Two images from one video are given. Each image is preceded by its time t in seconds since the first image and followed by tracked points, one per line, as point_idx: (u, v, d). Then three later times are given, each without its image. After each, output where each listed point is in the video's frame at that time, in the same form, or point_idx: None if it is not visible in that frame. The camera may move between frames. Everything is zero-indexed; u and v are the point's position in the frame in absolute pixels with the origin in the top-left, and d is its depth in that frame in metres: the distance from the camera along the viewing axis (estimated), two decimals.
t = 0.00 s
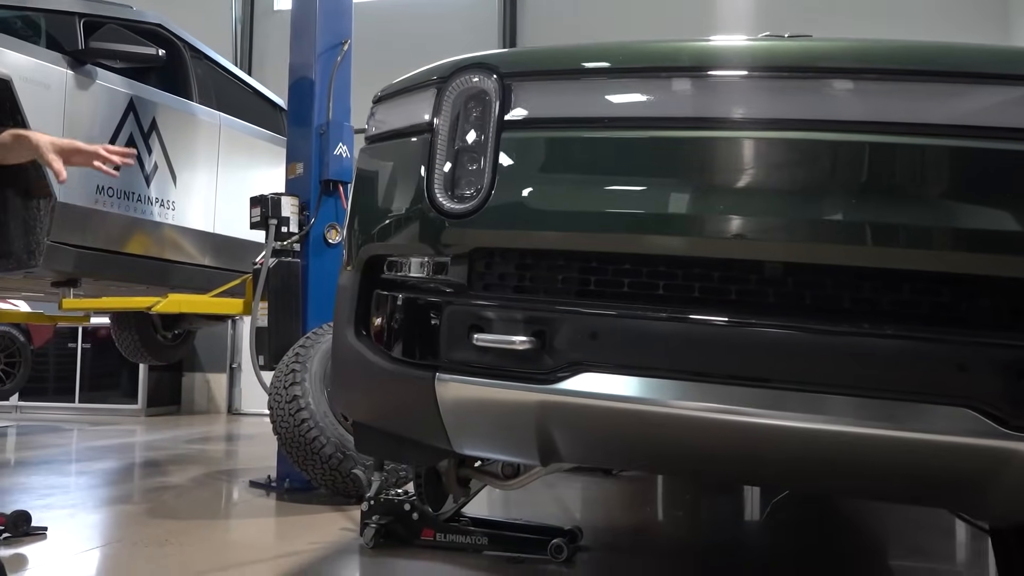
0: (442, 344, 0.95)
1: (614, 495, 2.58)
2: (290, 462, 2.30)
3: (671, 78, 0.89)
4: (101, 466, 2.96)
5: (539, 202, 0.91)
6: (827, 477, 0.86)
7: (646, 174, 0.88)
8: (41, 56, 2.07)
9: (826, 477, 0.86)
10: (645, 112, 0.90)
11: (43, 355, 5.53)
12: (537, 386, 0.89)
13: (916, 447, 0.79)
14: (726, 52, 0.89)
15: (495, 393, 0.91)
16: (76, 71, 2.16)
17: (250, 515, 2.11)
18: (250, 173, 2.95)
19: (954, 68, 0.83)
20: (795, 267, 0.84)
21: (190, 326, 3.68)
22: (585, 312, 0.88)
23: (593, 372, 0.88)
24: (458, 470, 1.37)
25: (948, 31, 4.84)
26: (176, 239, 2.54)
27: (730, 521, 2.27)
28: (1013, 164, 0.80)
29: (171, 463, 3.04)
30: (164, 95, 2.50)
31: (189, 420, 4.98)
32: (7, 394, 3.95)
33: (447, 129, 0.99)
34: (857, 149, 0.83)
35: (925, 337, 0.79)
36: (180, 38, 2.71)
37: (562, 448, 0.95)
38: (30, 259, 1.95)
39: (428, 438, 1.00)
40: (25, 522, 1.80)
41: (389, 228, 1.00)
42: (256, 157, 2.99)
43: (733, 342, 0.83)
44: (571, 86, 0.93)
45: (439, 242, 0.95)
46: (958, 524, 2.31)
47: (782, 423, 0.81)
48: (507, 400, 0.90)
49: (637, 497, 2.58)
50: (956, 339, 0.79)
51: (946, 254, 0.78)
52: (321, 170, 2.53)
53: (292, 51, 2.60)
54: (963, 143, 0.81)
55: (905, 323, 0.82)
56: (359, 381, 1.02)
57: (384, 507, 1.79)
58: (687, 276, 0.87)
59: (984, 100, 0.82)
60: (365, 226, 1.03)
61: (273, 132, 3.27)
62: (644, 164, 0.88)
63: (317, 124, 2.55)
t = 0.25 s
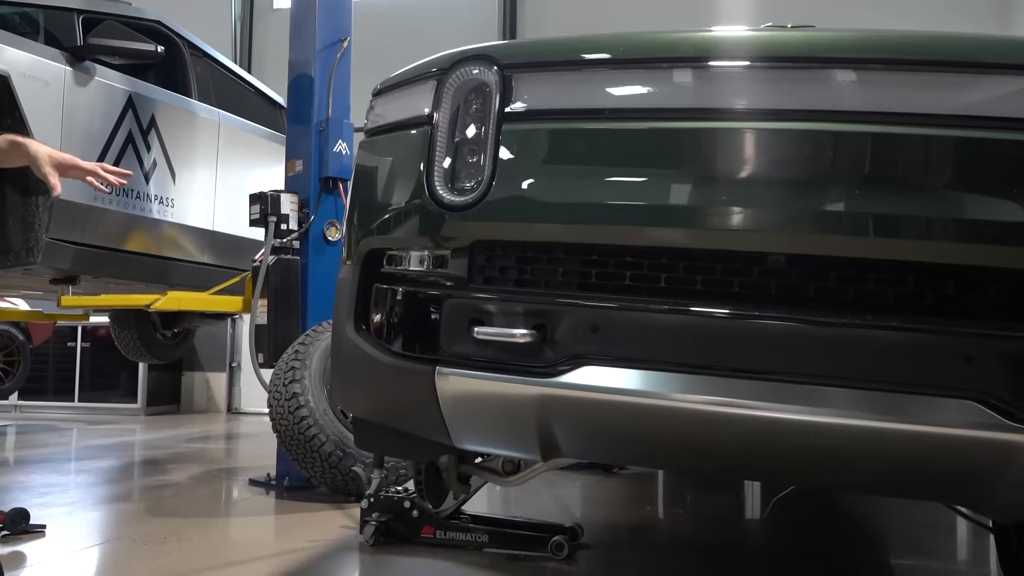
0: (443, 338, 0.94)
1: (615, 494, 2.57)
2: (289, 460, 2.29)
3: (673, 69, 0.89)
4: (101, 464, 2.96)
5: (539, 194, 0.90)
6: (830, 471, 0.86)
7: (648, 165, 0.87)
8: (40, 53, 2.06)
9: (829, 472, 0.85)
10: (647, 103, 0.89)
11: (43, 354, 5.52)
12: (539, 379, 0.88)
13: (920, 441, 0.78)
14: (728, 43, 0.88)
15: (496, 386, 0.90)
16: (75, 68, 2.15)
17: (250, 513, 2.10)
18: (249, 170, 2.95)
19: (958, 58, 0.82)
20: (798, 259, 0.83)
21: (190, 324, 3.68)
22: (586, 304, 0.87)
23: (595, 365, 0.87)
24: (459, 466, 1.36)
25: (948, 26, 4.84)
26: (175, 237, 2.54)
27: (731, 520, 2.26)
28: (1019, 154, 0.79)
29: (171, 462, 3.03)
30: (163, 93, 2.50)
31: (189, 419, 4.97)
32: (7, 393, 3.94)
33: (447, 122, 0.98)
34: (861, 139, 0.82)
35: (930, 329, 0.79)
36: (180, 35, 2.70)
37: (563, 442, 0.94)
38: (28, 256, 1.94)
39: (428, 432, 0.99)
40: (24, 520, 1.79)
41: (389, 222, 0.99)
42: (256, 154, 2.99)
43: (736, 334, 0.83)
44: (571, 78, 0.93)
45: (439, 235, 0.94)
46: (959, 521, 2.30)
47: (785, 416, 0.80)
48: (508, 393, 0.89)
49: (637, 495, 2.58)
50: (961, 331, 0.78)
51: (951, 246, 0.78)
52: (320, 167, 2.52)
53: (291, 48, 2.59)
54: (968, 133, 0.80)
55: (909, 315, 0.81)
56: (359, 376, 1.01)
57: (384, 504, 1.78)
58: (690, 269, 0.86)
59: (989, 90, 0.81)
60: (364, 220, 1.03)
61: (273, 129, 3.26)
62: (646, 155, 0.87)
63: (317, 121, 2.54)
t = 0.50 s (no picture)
0: (443, 329, 0.93)
1: (615, 491, 2.56)
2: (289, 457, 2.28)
3: (675, 56, 0.88)
4: (100, 461, 2.95)
5: (541, 183, 0.89)
6: (834, 463, 0.85)
7: (651, 153, 0.86)
8: (39, 47, 2.05)
9: (834, 464, 0.84)
10: (649, 91, 0.88)
11: (42, 353, 5.52)
12: (541, 370, 0.87)
13: (926, 431, 0.77)
14: (731, 30, 0.87)
15: (498, 377, 0.89)
16: (74, 63, 2.14)
17: (249, 510, 2.09)
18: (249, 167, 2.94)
19: (965, 44, 0.81)
20: (803, 247, 0.82)
21: (190, 322, 3.67)
22: (588, 294, 0.87)
23: (597, 355, 0.86)
24: (459, 461, 1.35)
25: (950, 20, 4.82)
26: (174, 233, 2.53)
27: (732, 518, 2.25)
28: None
29: (171, 459, 3.02)
30: (163, 88, 2.49)
31: (189, 418, 4.96)
32: (6, 391, 3.93)
33: (447, 111, 0.97)
34: (866, 126, 0.81)
35: (936, 318, 0.78)
36: (179, 31, 2.69)
37: (565, 435, 0.93)
38: (27, 251, 1.96)
39: (428, 425, 0.98)
40: (22, 516, 1.78)
41: (389, 212, 0.98)
42: (255, 151, 2.98)
43: (739, 323, 0.82)
44: (572, 65, 0.92)
45: (440, 225, 0.93)
46: (961, 519, 2.28)
47: (789, 406, 0.80)
48: (510, 384, 0.88)
49: (638, 492, 2.57)
50: (968, 319, 0.77)
51: (958, 233, 0.77)
52: (320, 163, 2.51)
53: (290, 44, 2.58)
54: (974, 120, 0.79)
55: (915, 304, 0.80)
56: (359, 368, 1.00)
57: (383, 500, 1.77)
58: (693, 258, 0.86)
59: (995, 76, 0.80)
60: (364, 210, 1.02)
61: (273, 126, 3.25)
62: (648, 143, 0.86)
63: (316, 117, 2.53)
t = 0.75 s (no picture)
0: (445, 322, 0.93)
1: (616, 488, 2.56)
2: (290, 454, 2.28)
3: (678, 46, 0.87)
4: (101, 459, 2.94)
5: (544, 174, 0.88)
6: (839, 456, 0.84)
7: (654, 143, 0.85)
8: (39, 43, 2.04)
9: (839, 457, 0.83)
10: (651, 82, 0.87)
11: (43, 352, 5.51)
12: (544, 362, 0.86)
13: (932, 423, 0.77)
14: (734, 19, 0.86)
15: (500, 370, 0.88)
16: (74, 59, 2.14)
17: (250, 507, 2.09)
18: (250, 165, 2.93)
19: (971, 33, 0.80)
20: (808, 238, 0.81)
21: (190, 320, 3.67)
22: (591, 285, 0.86)
23: (600, 347, 0.85)
24: (461, 456, 1.34)
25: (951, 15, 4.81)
26: (174, 230, 2.52)
27: (734, 516, 2.24)
28: None
29: (171, 457, 3.02)
30: (163, 85, 2.48)
31: (189, 416, 4.96)
32: (7, 389, 3.93)
33: (449, 102, 0.97)
34: (872, 115, 0.80)
35: (942, 309, 0.77)
36: (179, 28, 2.69)
37: (568, 428, 0.93)
38: (28, 248, 1.93)
39: (430, 419, 0.97)
40: (22, 513, 1.78)
41: (390, 205, 0.98)
42: (256, 148, 2.97)
43: (744, 314, 0.81)
44: (573, 56, 0.91)
45: (441, 217, 0.93)
46: (962, 516, 2.27)
47: (794, 397, 0.79)
48: (513, 377, 0.88)
49: (639, 490, 2.56)
50: (975, 310, 0.77)
51: (964, 223, 0.76)
52: (321, 160, 2.50)
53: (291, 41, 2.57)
54: (981, 108, 0.78)
55: (921, 295, 0.79)
56: (361, 362, 0.99)
57: (385, 497, 1.76)
58: (696, 250, 0.85)
59: (1002, 65, 0.79)
60: (365, 203, 1.01)
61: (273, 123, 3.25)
62: (651, 134, 0.86)
63: (317, 114, 2.52)
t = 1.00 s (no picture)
0: (447, 316, 0.92)
1: (618, 487, 2.55)
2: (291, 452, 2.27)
3: (682, 38, 0.86)
4: (102, 458, 2.94)
5: (547, 167, 0.88)
6: (845, 451, 0.83)
7: (658, 135, 0.85)
8: (39, 40, 2.04)
9: (844, 451, 0.83)
10: (655, 73, 0.87)
11: (44, 351, 5.51)
12: (547, 356, 0.86)
13: (938, 417, 0.76)
14: (740, 10, 0.85)
15: (502, 363, 0.88)
16: (75, 56, 2.13)
17: (250, 505, 2.08)
18: (251, 162, 2.93)
19: (980, 24, 0.79)
20: (813, 231, 0.81)
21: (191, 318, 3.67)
22: (595, 279, 0.85)
23: (603, 340, 0.85)
24: (463, 452, 1.34)
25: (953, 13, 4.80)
26: (175, 228, 2.51)
27: (735, 514, 2.23)
28: None
29: (172, 456, 3.01)
30: (164, 82, 2.48)
31: (190, 415, 4.96)
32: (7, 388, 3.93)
33: (452, 95, 0.96)
34: (879, 107, 0.79)
35: (949, 302, 0.77)
36: (180, 25, 2.69)
37: (572, 422, 0.92)
38: (28, 244, 1.92)
39: (432, 414, 0.97)
40: (22, 510, 1.77)
41: (392, 199, 0.97)
42: (258, 146, 2.97)
43: (748, 306, 0.80)
44: (576, 48, 0.91)
45: (444, 211, 0.92)
46: (965, 515, 2.26)
47: (799, 390, 0.78)
48: (515, 371, 0.87)
49: (641, 488, 2.56)
50: (982, 302, 0.76)
51: (972, 216, 0.75)
52: (322, 157, 2.50)
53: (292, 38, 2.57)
54: (989, 100, 0.78)
55: (928, 288, 0.79)
56: (363, 356, 0.99)
57: (386, 494, 1.76)
58: (701, 243, 0.84)
59: (1011, 56, 0.78)
60: (367, 197, 1.00)
61: (275, 121, 3.24)
62: (655, 126, 0.85)
63: (318, 111, 2.52)
